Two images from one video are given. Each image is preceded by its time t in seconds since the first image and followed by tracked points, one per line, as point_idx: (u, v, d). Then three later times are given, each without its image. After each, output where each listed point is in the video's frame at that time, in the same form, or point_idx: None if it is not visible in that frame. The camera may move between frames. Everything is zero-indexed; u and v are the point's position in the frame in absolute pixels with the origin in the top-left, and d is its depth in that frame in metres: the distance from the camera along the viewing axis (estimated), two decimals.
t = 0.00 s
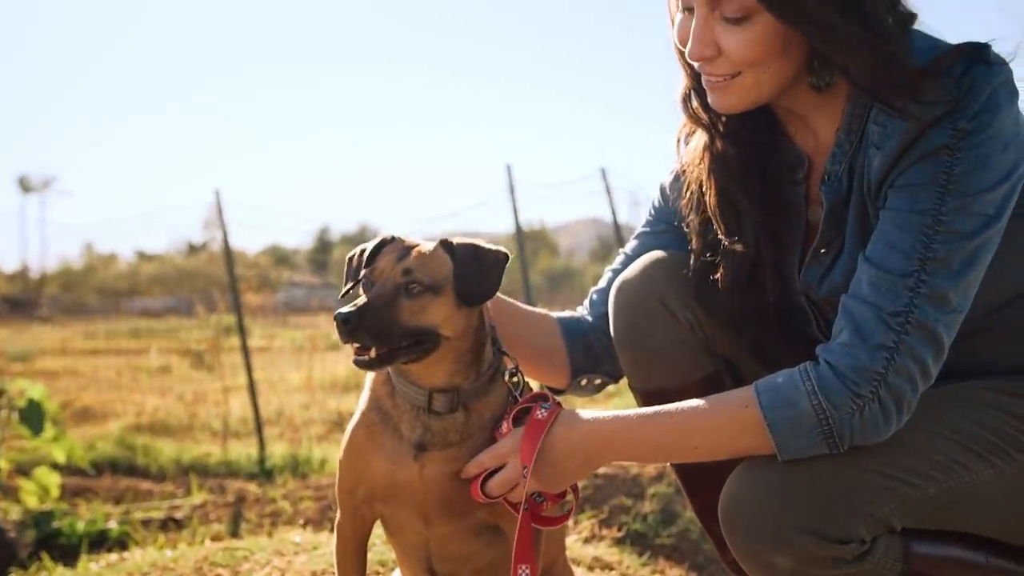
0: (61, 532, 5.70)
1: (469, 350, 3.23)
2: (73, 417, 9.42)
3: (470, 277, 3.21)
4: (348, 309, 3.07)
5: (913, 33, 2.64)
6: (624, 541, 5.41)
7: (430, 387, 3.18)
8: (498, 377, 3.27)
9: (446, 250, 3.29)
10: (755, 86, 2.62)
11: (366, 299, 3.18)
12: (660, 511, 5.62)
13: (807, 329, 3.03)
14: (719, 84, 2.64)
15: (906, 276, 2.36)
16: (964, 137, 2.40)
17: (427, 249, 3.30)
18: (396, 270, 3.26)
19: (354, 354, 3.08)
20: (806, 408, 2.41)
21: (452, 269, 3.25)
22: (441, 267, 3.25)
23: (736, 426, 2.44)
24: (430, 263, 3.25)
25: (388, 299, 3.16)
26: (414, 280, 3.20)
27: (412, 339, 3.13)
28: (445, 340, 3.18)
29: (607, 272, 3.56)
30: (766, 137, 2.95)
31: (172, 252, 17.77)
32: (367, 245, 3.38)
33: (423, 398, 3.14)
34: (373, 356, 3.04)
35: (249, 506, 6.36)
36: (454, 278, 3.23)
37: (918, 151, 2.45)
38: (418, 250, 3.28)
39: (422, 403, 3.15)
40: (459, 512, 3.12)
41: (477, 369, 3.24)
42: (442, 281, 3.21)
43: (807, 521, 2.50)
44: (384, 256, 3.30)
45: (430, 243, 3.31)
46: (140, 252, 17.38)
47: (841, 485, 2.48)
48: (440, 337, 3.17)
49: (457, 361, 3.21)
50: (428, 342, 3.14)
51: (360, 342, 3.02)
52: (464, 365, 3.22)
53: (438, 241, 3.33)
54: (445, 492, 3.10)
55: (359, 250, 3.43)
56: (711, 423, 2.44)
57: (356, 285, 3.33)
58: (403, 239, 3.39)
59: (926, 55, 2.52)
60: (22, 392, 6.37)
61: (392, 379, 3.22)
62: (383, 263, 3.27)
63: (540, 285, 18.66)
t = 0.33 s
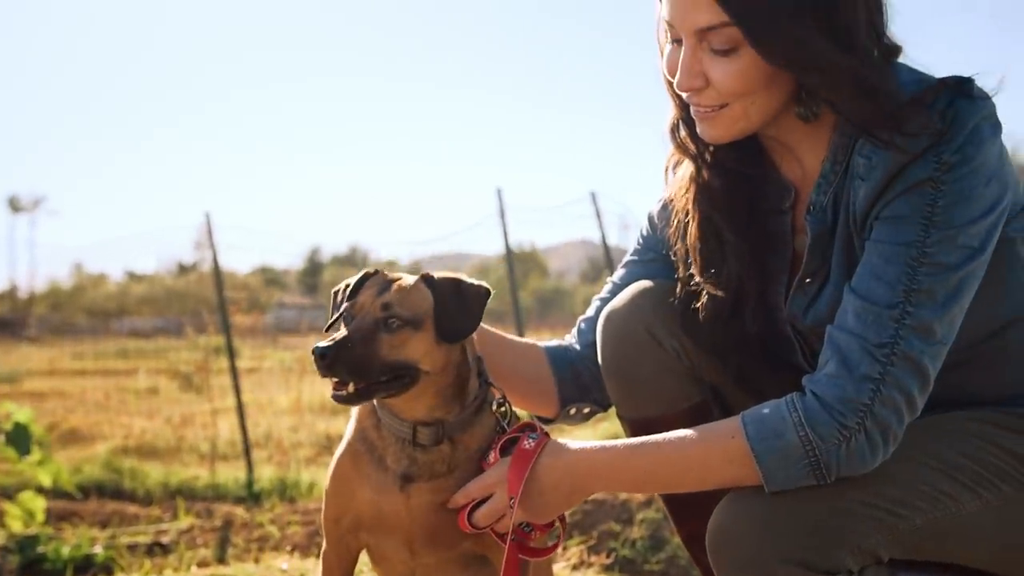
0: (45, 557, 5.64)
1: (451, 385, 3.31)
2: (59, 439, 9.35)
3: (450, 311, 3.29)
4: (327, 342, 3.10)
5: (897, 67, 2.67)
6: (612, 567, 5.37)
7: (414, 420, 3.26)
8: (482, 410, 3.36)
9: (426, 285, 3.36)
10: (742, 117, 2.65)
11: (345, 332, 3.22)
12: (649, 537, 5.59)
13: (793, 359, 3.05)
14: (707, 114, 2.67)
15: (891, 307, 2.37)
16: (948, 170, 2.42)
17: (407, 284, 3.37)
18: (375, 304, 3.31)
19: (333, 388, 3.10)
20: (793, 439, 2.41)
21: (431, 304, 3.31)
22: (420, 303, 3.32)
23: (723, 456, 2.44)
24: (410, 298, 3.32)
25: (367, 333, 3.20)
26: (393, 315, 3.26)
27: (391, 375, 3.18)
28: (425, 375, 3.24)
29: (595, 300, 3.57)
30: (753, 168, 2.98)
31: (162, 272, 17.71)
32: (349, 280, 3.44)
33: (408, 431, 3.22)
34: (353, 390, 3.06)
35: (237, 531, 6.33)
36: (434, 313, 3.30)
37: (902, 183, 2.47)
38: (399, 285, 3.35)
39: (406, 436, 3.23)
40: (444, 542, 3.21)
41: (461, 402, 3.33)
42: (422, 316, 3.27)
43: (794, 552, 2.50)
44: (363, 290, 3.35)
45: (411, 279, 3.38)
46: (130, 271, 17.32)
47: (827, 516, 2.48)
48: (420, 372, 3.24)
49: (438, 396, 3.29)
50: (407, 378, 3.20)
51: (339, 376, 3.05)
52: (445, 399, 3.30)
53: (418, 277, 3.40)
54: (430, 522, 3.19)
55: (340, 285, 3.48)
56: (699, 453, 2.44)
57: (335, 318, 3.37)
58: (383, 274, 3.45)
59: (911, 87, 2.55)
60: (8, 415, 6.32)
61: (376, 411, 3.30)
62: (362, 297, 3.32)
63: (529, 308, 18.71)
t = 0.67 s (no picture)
0: None
1: (429, 417, 3.31)
2: (44, 458, 9.29)
3: (427, 344, 3.28)
4: (301, 376, 3.17)
5: (882, 97, 2.70)
6: None
7: (396, 452, 3.26)
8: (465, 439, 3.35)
9: (404, 315, 3.38)
10: (730, 140, 2.67)
11: (321, 364, 3.27)
12: (635, 561, 5.47)
13: (777, 386, 3.06)
14: (696, 138, 2.69)
15: (875, 336, 2.39)
16: (932, 199, 2.44)
17: (385, 313, 3.39)
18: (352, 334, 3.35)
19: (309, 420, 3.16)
20: (777, 466, 2.42)
21: (408, 335, 3.33)
22: (397, 333, 3.34)
23: (708, 484, 2.45)
24: (387, 328, 3.34)
25: (343, 365, 3.25)
26: (369, 346, 3.29)
27: (367, 405, 3.21)
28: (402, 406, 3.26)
29: (579, 324, 3.58)
30: (739, 194, 3.00)
31: (149, 289, 17.66)
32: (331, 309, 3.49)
33: (389, 462, 3.22)
34: (327, 420, 3.12)
35: (221, 552, 6.30)
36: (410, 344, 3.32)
37: (886, 212, 2.49)
38: (376, 315, 3.37)
39: (388, 468, 3.23)
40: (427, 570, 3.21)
41: (442, 432, 3.32)
42: (398, 347, 3.30)
43: None
44: (342, 321, 3.40)
45: (390, 308, 3.40)
46: (117, 288, 17.26)
47: (811, 545, 2.48)
48: (397, 404, 3.25)
49: (415, 428, 3.28)
50: (382, 410, 3.22)
51: (313, 408, 3.12)
52: (423, 432, 3.29)
53: (397, 306, 3.42)
54: (413, 551, 3.19)
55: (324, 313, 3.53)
56: (683, 482, 2.44)
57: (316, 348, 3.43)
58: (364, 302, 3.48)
59: (895, 116, 2.57)
60: None
61: (356, 442, 3.30)
62: (340, 328, 3.36)
63: (516, 327, 18.74)
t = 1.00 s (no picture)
0: None
1: (412, 444, 3.30)
2: (33, 475, 9.25)
3: (407, 372, 3.27)
4: (280, 405, 3.17)
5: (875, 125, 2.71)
6: None
7: (381, 477, 3.26)
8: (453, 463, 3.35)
9: (386, 343, 3.38)
10: (725, 165, 2.68)
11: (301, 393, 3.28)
12: None
13: (768, 411, 3.06)
14: (691, 161, 2.71)
15: (866, 362, 2.39)
16: (922, 228, 2.45)
17: (369, 340, 3.40)
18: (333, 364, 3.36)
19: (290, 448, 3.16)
20: (766, 492, 2.42)
21: (389, 363, 3.34)
22: (379, 362, 3.34)
23: (697, 508, 2.44)
24: (369, 357, 3.35)
25: (323, 394, 3.26)
26: (350, 374, 3.30)
27: (348, 434, 3.22)
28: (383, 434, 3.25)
29: (570, 347, 3.59)
30: (732, 219, 3.01)
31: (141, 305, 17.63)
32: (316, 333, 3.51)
33: (374, 486, 3.22)
34: (307, 449, 3.11)
35: (210, 571, 6.28)
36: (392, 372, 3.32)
37: (877, 239, 2.50)
38: (359, 342, 3.39)
39: (372, 491, 3.23)
40: None
41: (428, 457, 3.32)
42: (380, 375, 3.30)
43: None
44: (323, 350, 3.41)
45: (373, 336, 3.41)
46: (109, 304, 17.21)
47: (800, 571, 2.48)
48: (378, 432, 3.25)
49: (398, 455, 3.28)
50: (363, 438, 3.22)
51: (293, 438, 3.13)
52: (406, 457, 3.29)
53: (378, 335, 3.43)
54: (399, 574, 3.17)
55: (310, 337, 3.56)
56: (671, 507, 2.44)
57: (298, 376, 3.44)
58: (347, 330, 3.50)
59: (887, 143, 2.59)
60: None
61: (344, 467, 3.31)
62: (321, 357, 3.38)
63: (508, 344, 18.75)
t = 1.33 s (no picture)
0: None
1: (401, 459, 3.31)
2: (21, 490, 9.19)
3: (393, 386, 3.27)
4: (267, 424, 3.16)
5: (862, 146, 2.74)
6: None
7: (371, 493, 3.27)
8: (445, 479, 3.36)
9: (373, 358, 3.38)
10: (716, 184, 2.71)
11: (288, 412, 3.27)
12: None
13: (756, 430, 3.08)
14: (682, 181, 2.73)
15: (853, 381, 2.41)
16: (909, 248, 2.47)
17: (355, 356, 3.40)
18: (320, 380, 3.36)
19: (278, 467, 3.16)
20: (754, 510, 2.42)
21: (376, 379, 3.34)
22: (366, 378, 3.34)
23: (685, 525, 2.45)
24: (355, 373, 3.35)
25: (310, 412, 3.26)
26: (336, 391, 3.29)
27: (336, 451, 3.22)
28: (372, 450, 3.26)
29: (561, 365, 3.59)
30: (722, 238, 3.03)
31: (132, 318, 17.57)
32: (304, 351, 3.51)
33: (364, 503, 3.22)
34: (295, 467, 3.12)
35: None
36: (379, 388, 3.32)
37: (864, 260, 2.52)
38: (346, 359, 3.39)
39: (364, 508, 3.22)
40: None
41: (418, 474, 3.32)
42: (367, 391, 3.30)
43: None
44: (309, 366, 3.41)
45: (359, 351, 3.41)
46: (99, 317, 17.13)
47: None
48: (367, 448, 3.26)
49: (388, 469, 3.29)
50: (352, 454, 3.23)
51: (279, 456, 3.11)
52: (397, 472, 3.30)
53: (365, 350, 3.43)
54: None
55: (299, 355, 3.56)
56: (659, 525, 2.45)
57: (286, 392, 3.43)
58: (333, 345, 3.49)
59: (874, 165, 2.61)
60: None
61: (336, 483, 3.32)
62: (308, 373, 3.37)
63: (499, 358, 18.74)
